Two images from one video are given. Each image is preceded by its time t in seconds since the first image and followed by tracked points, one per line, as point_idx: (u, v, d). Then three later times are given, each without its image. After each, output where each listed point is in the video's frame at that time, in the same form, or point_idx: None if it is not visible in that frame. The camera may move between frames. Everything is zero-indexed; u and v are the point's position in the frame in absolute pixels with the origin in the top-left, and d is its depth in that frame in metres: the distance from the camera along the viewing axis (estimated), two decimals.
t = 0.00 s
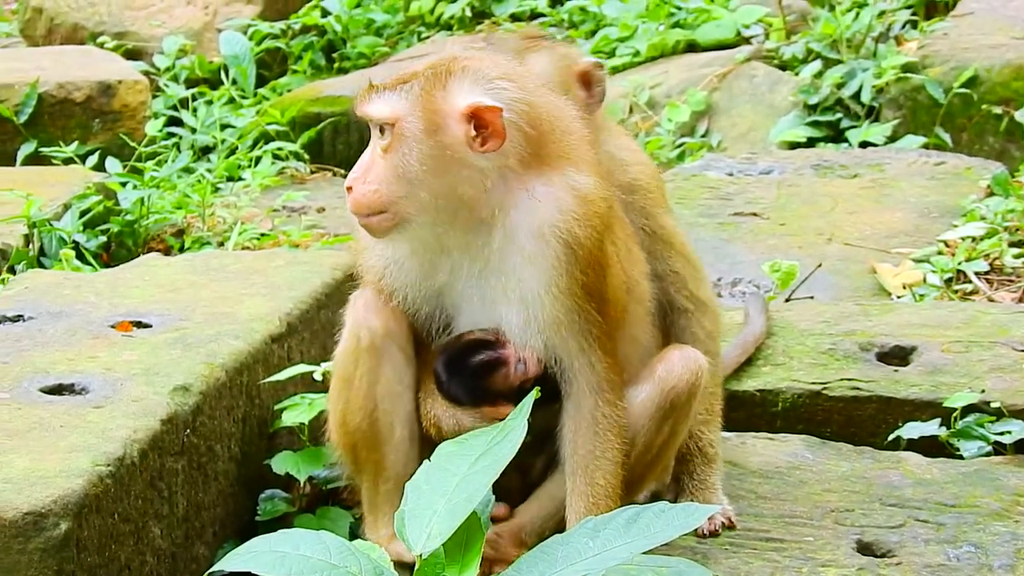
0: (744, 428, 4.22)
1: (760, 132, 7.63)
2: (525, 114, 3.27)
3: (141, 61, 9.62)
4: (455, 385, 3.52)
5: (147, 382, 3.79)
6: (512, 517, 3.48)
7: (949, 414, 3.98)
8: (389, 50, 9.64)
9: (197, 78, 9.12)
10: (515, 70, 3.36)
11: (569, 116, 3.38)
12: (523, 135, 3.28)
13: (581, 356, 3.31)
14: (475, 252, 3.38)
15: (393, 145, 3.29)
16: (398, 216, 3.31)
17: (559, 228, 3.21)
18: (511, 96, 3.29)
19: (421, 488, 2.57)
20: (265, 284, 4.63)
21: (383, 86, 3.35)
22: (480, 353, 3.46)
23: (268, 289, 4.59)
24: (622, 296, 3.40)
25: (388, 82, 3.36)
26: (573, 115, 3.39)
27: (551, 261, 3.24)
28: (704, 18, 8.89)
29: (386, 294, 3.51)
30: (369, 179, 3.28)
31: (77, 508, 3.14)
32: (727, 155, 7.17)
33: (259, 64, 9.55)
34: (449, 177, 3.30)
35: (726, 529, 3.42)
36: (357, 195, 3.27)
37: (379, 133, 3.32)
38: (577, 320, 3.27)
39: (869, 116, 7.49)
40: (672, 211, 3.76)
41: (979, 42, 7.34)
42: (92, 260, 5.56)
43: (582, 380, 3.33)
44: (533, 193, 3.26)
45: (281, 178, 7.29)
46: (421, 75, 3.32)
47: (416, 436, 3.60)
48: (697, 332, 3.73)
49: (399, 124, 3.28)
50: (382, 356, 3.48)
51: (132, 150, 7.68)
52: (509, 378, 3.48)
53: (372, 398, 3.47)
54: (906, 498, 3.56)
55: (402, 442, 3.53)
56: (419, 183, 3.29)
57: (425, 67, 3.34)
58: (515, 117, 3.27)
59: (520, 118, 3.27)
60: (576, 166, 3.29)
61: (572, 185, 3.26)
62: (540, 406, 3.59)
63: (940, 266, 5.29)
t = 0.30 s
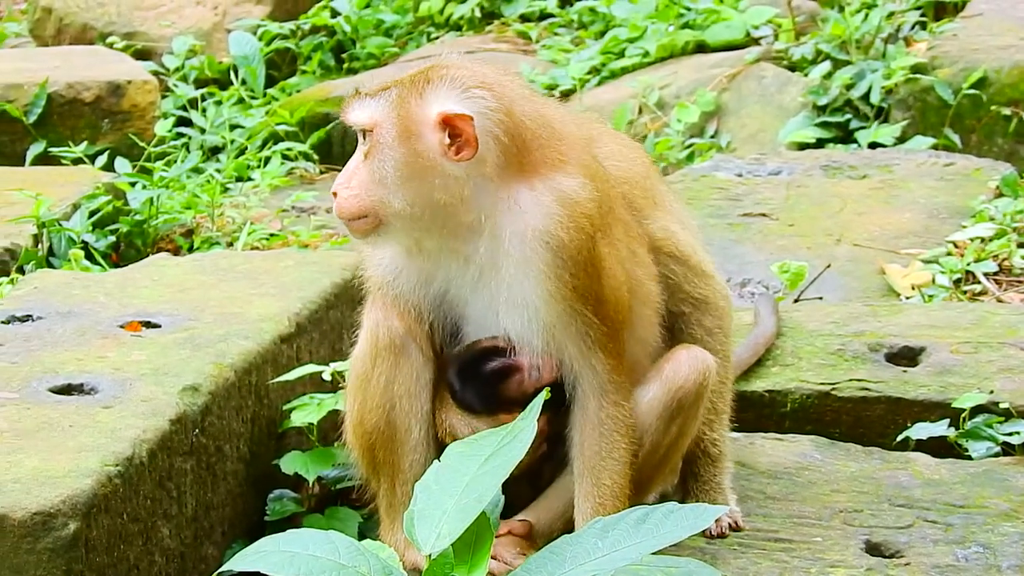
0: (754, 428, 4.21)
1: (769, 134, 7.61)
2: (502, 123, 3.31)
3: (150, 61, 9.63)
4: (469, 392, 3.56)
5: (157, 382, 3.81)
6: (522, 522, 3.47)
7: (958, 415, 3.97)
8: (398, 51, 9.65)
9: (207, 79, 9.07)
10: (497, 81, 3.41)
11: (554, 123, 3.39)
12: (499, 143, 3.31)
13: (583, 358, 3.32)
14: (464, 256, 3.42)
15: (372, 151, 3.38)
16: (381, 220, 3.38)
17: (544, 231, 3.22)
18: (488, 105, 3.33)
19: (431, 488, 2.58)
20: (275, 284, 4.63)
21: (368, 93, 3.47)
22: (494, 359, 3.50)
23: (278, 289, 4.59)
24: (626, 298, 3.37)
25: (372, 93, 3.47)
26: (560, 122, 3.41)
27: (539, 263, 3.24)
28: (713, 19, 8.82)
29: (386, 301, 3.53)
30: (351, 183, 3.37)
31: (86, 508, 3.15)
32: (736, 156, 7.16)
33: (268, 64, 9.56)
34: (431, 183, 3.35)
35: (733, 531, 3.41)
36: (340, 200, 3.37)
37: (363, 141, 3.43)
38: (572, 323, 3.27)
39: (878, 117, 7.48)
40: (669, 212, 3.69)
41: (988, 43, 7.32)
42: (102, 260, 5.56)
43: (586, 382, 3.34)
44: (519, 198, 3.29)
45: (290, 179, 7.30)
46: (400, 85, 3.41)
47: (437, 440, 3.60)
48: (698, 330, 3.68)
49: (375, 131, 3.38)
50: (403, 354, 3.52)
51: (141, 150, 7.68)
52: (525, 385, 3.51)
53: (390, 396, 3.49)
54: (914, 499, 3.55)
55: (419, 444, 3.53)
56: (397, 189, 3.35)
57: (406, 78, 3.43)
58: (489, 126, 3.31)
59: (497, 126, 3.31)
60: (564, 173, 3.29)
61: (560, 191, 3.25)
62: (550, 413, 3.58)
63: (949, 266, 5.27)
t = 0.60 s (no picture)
0: (761, 429, 4.21)
1: (775, 134, 7.60)
2: (495, 127, 3.30)
3: (157, 61, 9.64)
4: (481, 399, 3.50)
5: (164, 382, 3.81)
6: (528, 523, 3.45)
7: (965, 415, 3.96)
8: (404, 51, 9.66)
9: (213, 78, 9.14)
10: (490, 87, 3.41)
11: (548, 126, 3.39)
12: (493, 147, 3.31)
13: (584, 359, 3.31)
14: (462, 261, 3.42)
15: (366, 159, 3.39)
16: (376, 228, 3.39)
17: (539, 235, 3.22)
18: (480, 109, 3.33)
19: (438, 488, 2.58)
20: (282, 284, 4.63)
21: (361, 101, 3.48)
22: (505, 363, 3.47)
23: (285, 289, 4.59)
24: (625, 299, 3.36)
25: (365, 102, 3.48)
26: (553, 125, 3.41)
27: (535, 266, 3.24)
28: (720, 19, 8.81)
29: (385, 306, 3.51)
30: (346, 192, 3.38)
31: (93, 508, 3.16)
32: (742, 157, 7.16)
33: (275, 64, 9.56)
34: (425, 189, 3.36)
35: (740, 532, 3.40)
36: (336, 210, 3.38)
37: (356, 151, 3.43)
38: (570, 325, 3.26)
39: (885, 117, 7.48)
40: (669, 212, 3.68)
41: (995, 44, 7.32)
42: (109, 260, 5.56)
43: (588, 382, 3.33)
44: (514, 202, 3.29)
45: (297, 179, 7.31)
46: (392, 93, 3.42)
47: (439, 438, 3.61)
48: (705, 330, 3.68)
49: (368, 139, 3.38)
50: (405, 352, 3.52)
51: (148, 150, 7.69)
52: (536, 388, 3.50)
53: (393, 396, 3.49)
54: (921, 499, 3.55)
55: (423, 442, 3.53)
56: (393, 196, 3.36)
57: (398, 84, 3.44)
58: (482, 130, 3.31)
59: (490, 131, 3.30)
60: (559, 175, 3.29)
61: (555, 194, 3.25)
62: (556, 415, 3.57)
63: (956, 267, 5.28)
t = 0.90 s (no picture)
0: (766, 430, 4.22)
1: (781, 135, 7.60)
2: (499, 127, 3.29)
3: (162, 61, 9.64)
4: (489, 411, 3.50)
5: (170, 381, 3.82)
6: (535, 524, 3.46)
7: (971, 417, 3.97)
8: (409, 52, 9.67)
9: (219, 78, 9.10)
10: (493, 87, 3.40)
11: (552, 126, 3.39)
12: (498, 148, 3.31)
13: (589, 360, 3.31)
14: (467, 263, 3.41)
15: (371, 163, 3.38)
16: (384, 232, 3.38)
17: (545, 236, 3.22)
18: (483, 110, 3.33)
19: (446, 487, 2.58)
20: (287, 284, 4.63)
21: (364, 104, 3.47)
22: (507, 368, 3.48)
23: (290, 289, 4.59)
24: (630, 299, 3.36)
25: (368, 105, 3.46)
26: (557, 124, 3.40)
27: (541, 268, 3.24)
28: (725, 21, 8.82)
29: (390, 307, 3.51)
30: (352, 197, 3.37)
31: (100, 507, 3.16)
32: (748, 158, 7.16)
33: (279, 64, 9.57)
34: (430, 192, 3.35)
35: (746, 533, 3.41)
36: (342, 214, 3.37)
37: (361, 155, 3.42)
38: (575, 326, 3.27)
39: (890, 119, 7.48)
40: (672, 211, 3.68)
41: (1000, 46, 7.33)
42: (115, 259, 5.56)
43: (593, 383, 3.33)
44: (519, 203, 3.29)
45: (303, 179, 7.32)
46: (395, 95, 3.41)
47: (444, 437, 3.61)
48: (707, 329, 3.67)
49: (372, 143, 3.37)
50: (410, 352, 3.53)
51: (153, 150, 7.69)
52: (540, 388, 3.51)
53: (399, 396, 3.50)
54: (927, 501, 3.56)
55: (428, 441, 3.53)
56: (399, 199, 3.35)
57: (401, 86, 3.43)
58: (487, 130, 3.30)
59: (494, 131, 3.29)
60: (564, 175, 3.30)
61: (560, 195, 3.25)
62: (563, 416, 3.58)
63: (961, 269, 5.28)
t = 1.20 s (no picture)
0: (772, 432, 4.23)
1: (784, 138, 7.62)
2: (509, 128, 3.32)
3: (165, 61, 9.64)
4: (495, 417, 3.43)
5: (177, 381, 3.82)
6: (543, 526, 3.45)
7: (977, 420, 3.99)
8: (412, 53, 9.68)
9: (221, 78, 9.12)
10: (501, 89, 3.43)
11: (560, 127, 3.41)
12: (508, 149, 3.33)
13: (598, 361, 3.32)
14: (477, 265, 3.43)
15: (382, 168, 3.40)
16: (396, 237, 3.41)
17: (555, 237, 3.23)
18: (492, 112, 3.36)
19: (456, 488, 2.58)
20: (293, 284, 4.64)
21: (374, 111, 3.49)
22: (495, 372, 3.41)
23: (296, 289, 4.59)
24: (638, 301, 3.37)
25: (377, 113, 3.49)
26: (565, 125, 3.42)
27: (551, 268, 3.25)
28: (728, 23, 8.83)
29: (397, 308, 3.53)
30: (364, 203, 3.39)
31: (107, 507, 3.17)
32: (752, 161, 7.18)
33: (282, 66, 9.57)
34: (441, 195, 3.37)
35: (751, 535, 3.41)
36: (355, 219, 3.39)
37: (371, 161, 3.44)
38: (584, 327, 3.27)
39: (894, 122, 7.50)
40: (681, 216, 3.68)
41: (1004, 50, 7.35)
42: (119, 259, 5.56)
43: (602, 384, 3.34)
44: (529, 204, 3.30)
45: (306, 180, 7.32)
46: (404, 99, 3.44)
47: (452, 438, 3.60)
48: (704, 325, 3.66)
49: (382, 148, 3.39)
50: (418, 353, 3.52)
51: (157, 150, 7.68)
52: (531, 374, 3.46)
53: (406, 396, 3.50)
54: (935, 503, 3.57)
55: (436, 442, 3.52)
56: (410, 202, 3.38)
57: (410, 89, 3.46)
58: (497, 132, 3.33)
59: (504, 132, 3.32)
60: (573, 176, 3.31)
61: (570, 195, 3.27)
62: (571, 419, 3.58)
63: (967, 272, 5.30)
